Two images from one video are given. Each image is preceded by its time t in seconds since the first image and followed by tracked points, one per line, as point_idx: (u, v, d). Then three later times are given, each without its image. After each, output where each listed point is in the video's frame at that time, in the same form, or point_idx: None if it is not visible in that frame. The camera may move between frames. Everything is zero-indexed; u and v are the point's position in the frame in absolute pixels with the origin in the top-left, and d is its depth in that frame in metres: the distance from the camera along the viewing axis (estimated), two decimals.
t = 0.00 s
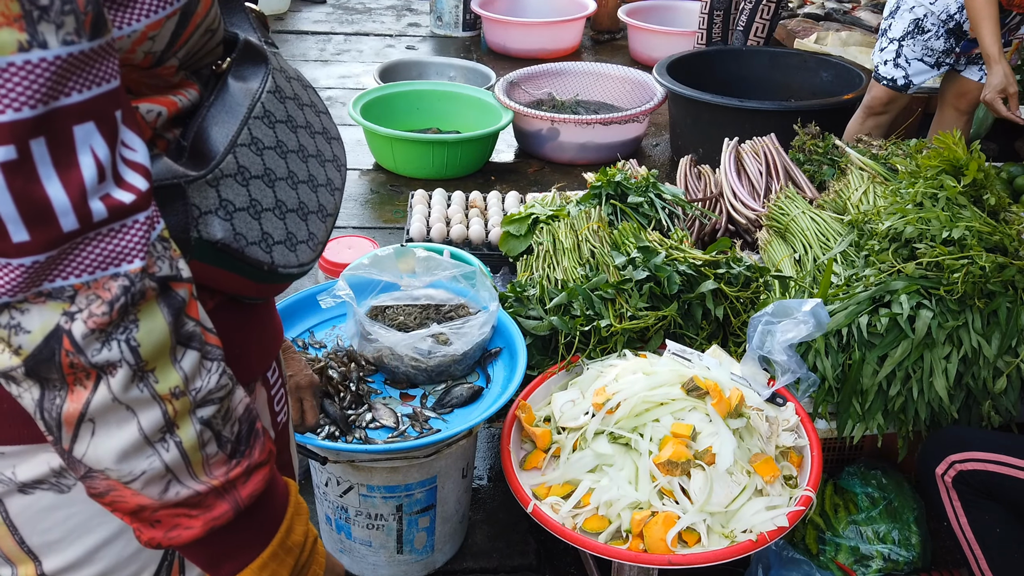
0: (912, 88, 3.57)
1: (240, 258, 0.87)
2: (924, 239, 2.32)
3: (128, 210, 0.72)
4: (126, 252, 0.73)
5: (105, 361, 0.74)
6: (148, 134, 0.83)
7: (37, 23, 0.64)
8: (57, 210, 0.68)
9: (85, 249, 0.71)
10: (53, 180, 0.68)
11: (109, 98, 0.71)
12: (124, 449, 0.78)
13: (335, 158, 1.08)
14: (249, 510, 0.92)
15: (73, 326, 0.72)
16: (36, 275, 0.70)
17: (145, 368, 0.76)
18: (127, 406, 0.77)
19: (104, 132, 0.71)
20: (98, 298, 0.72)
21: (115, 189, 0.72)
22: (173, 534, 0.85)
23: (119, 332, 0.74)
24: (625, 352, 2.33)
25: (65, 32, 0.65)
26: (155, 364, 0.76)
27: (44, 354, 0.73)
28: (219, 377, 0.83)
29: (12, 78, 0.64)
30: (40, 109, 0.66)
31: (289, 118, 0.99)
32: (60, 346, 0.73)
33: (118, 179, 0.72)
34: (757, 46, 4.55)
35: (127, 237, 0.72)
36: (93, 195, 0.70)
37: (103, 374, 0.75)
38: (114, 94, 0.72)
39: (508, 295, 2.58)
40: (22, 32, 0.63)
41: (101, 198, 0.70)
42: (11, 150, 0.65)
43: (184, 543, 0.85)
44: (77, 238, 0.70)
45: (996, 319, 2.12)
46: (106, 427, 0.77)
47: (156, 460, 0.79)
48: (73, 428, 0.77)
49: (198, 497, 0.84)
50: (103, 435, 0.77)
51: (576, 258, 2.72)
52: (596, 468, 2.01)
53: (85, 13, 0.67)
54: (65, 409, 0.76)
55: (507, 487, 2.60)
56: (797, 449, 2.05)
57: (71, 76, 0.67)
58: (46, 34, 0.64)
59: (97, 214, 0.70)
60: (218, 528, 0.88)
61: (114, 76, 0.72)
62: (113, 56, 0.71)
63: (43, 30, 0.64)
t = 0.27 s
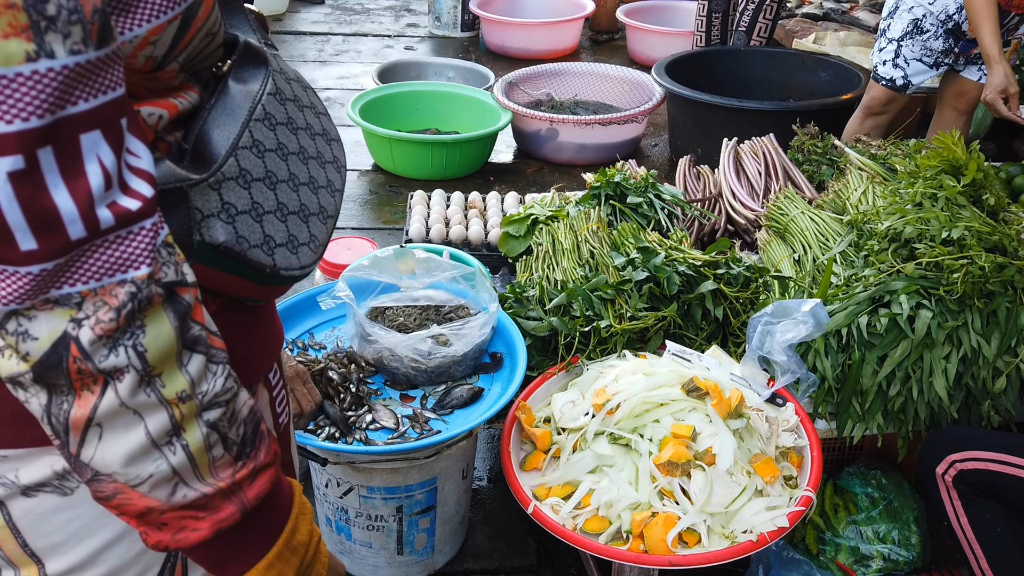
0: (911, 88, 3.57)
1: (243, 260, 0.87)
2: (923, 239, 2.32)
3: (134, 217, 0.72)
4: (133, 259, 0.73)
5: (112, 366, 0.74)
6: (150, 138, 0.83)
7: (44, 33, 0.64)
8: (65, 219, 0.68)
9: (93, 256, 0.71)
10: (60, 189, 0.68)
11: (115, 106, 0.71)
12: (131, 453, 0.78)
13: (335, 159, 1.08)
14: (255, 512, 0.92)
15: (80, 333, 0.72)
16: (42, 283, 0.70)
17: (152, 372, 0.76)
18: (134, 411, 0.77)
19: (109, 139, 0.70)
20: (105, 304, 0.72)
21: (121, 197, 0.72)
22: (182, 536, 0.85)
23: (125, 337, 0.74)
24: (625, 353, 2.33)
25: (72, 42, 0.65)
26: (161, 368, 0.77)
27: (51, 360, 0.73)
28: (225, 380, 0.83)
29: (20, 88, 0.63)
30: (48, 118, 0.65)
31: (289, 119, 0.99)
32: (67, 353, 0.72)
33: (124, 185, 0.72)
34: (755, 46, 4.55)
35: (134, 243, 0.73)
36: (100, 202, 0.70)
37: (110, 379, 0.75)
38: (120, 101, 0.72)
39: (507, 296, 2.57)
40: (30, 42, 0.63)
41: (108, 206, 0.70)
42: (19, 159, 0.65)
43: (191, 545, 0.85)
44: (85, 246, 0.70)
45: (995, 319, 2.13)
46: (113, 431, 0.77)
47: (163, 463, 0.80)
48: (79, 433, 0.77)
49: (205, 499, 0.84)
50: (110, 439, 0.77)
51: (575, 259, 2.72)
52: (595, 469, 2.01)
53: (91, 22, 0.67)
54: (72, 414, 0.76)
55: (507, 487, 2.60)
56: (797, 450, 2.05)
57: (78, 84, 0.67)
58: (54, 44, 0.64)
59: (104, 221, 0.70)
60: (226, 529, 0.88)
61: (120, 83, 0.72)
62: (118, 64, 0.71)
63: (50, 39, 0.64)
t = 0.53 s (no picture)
0: (910, 88, 3.58)
1: (238, 260, 0.87)
2: (921, 238, 2.32)
3: (126, 216, 0.72)
4: (125, 258, 0.72)
5: (104, 367, 0.74)
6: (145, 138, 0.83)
7: (35, 30, 0.64)
8: (55, 217, 0.68)
9: (84, 256, 0.71)
10: (51, 188, 0.68)
11: (106, 105, 0.71)
12: (124, 454, 0.78)
13: (331, 159, 1.08)
14: (249, 515, 0.92)
15: (72, 333, 0.72)
16: (34, 283, 0.70)
17: (144, 373, 0.76)
18: (127, 412, 0.77)
19: (100, 139, 0.70)
20: (96, 304, 0.72)
21: (113, 196, 0.71)
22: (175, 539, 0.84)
23: (117, 338, 0.74)
24: (624, 352, 2.33)
25: (64, 40, 0.66)
26: (154, 369, 0.77)
27: (42, 360, 0.73)
28: (219, 382, 0.83)
29: (10, 86, 0.64)
30: (38, 116, 0.66)
31: (286, 120, 0.99)
32: (58, 353, 0.73)
33: (116, 185, 0.72)
34: (754, 46, 4.56)
35: (126, 243, 0.72)
36: (92, 202, 0.70)
37: (102, 380, 0.75)
38: (111, 101, 0.72)
39: (507, 295, 2.57)
40: (20, 39, 0.64)
41: (99, 205, 0.70)
42: (8, 157, 0.65)
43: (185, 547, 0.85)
44: (75, 246, 0.70)
45: (994, 318, 2.13)
46: (105, 432, 0.77)
47: (156, 465, 0.79)
48: (72, 433, 0.77)
49: (199, 501, 0.84)
50: (103, 440, 0.77)
51: (575, 258, 2.72)
52: (595, 468, 2.01)
53: (83, 20, 0.67)
54: (64, 415, 0.76)
55: (506, 487, 2.60)
56: (796, 449, 2.06)
57: (68, 83, 0.67)
58: (45, 41, 0.65)
59: (95, 220, 0.70)
60: (220, 531, 0.88)
61: (111, 82, 0.71)
62: (109, 63, 0.71)
63: (41, 37, 0.64)
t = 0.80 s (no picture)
0: (907, 87, 3.58)
1: (233, 257, 0.87)
2: (918, 236, 2.33)
3: (128, 207, 0.72)
4: (126, 249, 0.73)
5: (107, 358, 0.74)
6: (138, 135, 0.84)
7: (35, 21, 0.64)
8: (58, 208, 0.68)
9: (86, 247, 0.71)
10: (53, 178, 0.68)
11: (105, 95, 0.71)
12: (127, 447, 0.78)
13: (324, 157, 1.08)
14: (248, 508, 0.92)
15: (75, 325, 0.72)
16: (36, 274, 0.70)
17: (146, 365, 0.76)
18: (129, 404, 0.77)
19: (99, 129, 0.71)
20: (100, 296, 0.72)
21: (114, 187, 0.72)
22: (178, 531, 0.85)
23: (120, 330, 0.74)
24: (621, 351, 2.33)
25: (64, 31, 0.66)
26: (155, 361, 0.77)
27: (45, 353, 0.73)
28: (219, 374, 0.83)
29: (11, 74, 0.64)
30: (43, 105, 0.66)
31: (278, 116, 0.99)
32: (61, 345, 0.72)
33: (116, 176, 0.72)
34: (751, 45, 4.56)
35: (128, 234, 0.73)
36: (93, 192, 0.70)
37: (104, 372, 0.74)
38: (110, 92, 0.72)
39: (504, 295, 2.58)
40: (20, 30, 0.64)
41: (101, 196, 0.70)
42: (10, 148, 0.65)
43: (186, 541, 0.85)
44: (77, 236, 0.70)
45: (991, 316, 2.13)
46: (107, 424, 0.77)
47: (158, 457, 0.80)
48: (73, 427, 0.77)
49: (200, 494, 0.84)
50: (104, 433, 0.77)
51: (572, 258, 2.73)
52: (593, 467, 2.01)
53: (83, 12, 0.67)
54: (66, 408, 0.75)
55: (504, 487, 2.60)
56: (794, 447, 2.05)
57: (71, 73, 0.67)
58: (45, 33, 0.65)
59: (97, 211, 0.70)
60: (220, 525, 0.88)
61: (109, 74, 0.72)
62: (108, 54, 0.71)
63: (41, 29, 0.65)
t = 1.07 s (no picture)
0: (905, 86, 3.59)
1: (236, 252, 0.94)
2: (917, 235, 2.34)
3: (326, 136, 0.82)
4: (331, 172, 0.83)
5: (327, 243, 0.84)
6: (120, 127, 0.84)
7: None
8: (293, 142, 0.78)
9: (311, 175, 0.80)
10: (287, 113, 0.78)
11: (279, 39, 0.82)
12: (348, 315, 0.89)
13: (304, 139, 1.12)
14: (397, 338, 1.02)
15: (323, 232, 0.83)
16: (296, 200, 0.79)
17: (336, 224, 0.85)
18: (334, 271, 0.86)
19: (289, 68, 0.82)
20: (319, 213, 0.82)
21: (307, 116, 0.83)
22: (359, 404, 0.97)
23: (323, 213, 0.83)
24: (620, 350, 2.33)
25: None
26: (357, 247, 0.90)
27: (318, 261, 0.84)
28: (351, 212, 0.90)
29: (262, 29, 0.74)
30: (276, 53, 0.76)
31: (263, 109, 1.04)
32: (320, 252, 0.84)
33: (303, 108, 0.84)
34: (749, 45, 4.57)
35: (330, 160, 0.83)
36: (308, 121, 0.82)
37: (325, 249, 0.84)
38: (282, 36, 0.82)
39: (504, 294, 2.58)
40: None
41: (311, 129, 0.80)
42: (256, 95, 0.75)
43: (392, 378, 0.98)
44: (316, 160, 0.81)
45: (989, 315, 2.14)
46: (334, 304, 0.87)
47: (363, 306, 0.91)
48: (326, 319, 0.87)
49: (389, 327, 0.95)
50: (338, 315, 0.88)
51: (571, 257, 2.73)
52: (593, 466, 2.02)
53: None
54: (324, 303, 0.86)
55: (504, 486, 2.61)
56: (793, 446, 2.06)
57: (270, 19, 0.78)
58: None
59: (311, 142, 0.80)
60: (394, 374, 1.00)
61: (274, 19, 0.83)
62: None
63: None
